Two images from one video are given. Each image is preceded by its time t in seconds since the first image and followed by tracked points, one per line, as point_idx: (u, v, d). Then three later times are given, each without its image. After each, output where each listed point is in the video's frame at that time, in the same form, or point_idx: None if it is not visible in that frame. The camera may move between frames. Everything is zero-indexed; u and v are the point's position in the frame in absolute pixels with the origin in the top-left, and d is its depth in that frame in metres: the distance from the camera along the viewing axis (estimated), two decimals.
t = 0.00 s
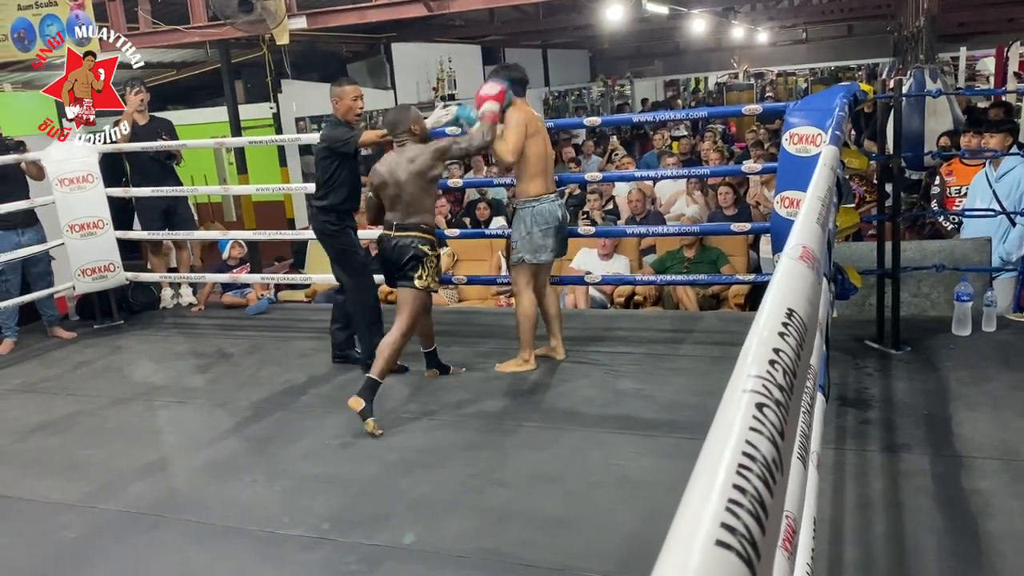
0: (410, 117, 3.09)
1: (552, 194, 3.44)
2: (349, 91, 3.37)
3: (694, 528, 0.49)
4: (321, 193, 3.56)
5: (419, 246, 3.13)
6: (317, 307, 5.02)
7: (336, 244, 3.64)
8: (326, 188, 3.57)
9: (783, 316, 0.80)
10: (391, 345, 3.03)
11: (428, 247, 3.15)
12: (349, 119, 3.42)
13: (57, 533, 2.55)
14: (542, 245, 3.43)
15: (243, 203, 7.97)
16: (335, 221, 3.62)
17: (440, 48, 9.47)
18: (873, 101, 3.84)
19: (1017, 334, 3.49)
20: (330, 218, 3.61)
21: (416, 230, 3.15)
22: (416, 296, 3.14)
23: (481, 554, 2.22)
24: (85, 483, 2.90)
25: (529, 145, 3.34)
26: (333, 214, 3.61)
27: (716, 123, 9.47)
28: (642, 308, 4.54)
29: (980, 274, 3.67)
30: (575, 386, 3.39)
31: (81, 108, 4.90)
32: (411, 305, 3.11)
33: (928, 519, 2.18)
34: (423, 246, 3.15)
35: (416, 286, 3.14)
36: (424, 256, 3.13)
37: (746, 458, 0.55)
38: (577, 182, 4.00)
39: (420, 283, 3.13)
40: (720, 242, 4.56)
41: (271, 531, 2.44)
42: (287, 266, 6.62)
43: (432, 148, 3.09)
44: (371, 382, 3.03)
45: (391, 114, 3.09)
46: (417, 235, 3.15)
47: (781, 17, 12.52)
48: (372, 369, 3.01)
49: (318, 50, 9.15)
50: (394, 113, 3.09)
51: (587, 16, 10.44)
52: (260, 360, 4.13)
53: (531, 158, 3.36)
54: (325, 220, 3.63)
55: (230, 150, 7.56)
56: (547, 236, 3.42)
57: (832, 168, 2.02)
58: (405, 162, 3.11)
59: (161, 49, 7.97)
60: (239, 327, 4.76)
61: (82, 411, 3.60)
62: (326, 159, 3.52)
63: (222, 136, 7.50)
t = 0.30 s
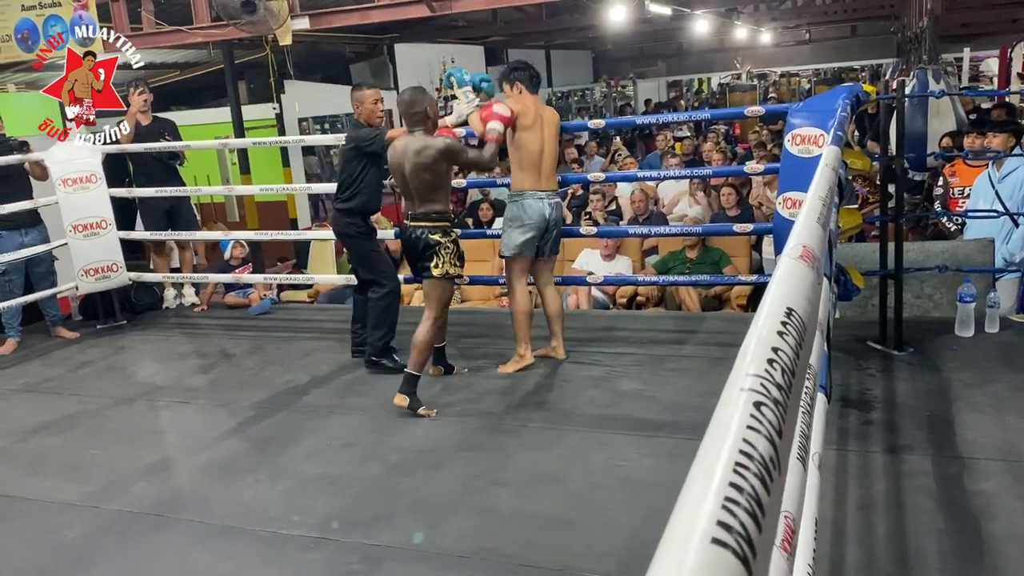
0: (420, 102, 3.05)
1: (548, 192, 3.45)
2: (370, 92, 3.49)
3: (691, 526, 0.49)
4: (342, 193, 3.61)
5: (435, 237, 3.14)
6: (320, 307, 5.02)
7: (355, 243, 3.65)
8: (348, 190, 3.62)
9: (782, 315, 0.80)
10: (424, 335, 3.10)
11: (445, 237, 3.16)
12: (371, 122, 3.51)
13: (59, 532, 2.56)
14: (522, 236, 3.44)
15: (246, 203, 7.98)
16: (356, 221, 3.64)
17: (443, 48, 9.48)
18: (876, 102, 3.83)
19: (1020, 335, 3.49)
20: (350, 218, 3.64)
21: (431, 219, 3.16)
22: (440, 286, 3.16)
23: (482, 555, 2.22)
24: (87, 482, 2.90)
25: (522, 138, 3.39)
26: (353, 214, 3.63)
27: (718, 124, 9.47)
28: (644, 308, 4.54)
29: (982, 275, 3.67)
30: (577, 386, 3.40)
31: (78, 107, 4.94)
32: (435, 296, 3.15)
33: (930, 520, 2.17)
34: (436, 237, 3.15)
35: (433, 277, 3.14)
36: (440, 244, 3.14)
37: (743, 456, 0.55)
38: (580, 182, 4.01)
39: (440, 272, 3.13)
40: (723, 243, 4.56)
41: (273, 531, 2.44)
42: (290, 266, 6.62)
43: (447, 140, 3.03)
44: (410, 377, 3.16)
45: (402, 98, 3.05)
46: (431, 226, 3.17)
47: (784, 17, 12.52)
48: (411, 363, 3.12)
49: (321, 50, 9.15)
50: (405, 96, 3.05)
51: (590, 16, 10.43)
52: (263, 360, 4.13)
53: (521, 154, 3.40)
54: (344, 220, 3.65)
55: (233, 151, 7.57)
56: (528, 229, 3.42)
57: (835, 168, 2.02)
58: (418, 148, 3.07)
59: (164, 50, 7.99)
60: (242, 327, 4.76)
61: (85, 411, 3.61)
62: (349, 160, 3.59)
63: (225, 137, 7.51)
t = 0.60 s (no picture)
0: (432, 118, 2.98)
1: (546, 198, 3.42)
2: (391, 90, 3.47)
3: (689, 527, 0.49)
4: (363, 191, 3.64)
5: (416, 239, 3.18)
6: (324, 307, 5.03)
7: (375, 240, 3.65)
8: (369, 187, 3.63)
9: (783, 318, 0.80)
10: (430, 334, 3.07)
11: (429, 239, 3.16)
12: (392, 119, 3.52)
13: (63, 532, 2.56)
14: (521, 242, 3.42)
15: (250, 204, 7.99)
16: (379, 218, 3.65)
17: (448, 49, 9.49)
18: (880, 103, 3.83)
19: None
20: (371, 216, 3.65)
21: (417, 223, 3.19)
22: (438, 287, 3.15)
23: (485, 556, 2.22)
24: (91, 482, 2.91)
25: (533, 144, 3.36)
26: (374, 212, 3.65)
27: (722, 125, 9.48)
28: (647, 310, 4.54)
29: (986, 277, 3.66)
30: (580, 387, 3.40)
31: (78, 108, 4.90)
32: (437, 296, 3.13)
33: (933, 522, 2.17)
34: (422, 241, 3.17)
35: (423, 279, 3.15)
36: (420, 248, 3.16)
37: (741, 459, 0.55)
38: (584, 183, 4.01)
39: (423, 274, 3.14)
40: (726, 244, 4.55)
41: (278, 532, 2.45)
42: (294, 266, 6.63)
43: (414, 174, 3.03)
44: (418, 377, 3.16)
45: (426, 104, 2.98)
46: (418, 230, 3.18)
47: (788, 18, 12.50)
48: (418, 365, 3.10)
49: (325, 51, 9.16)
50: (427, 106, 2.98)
51: (594, 17, 10.43)
52: (266, 360, 4.14)
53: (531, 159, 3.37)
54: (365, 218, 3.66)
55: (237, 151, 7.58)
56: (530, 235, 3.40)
57: (838, 170, 2.01)
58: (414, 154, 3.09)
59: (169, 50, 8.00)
60: (245, 327, 4.77)
61: (89, 411, 3.62)
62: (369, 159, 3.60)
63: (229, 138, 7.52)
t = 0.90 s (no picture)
0: (409, 139, 2.82)
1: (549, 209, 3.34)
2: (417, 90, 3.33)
3: (696, 526, 0.49)
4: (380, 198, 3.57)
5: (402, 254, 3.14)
6: (329, 307, 5.03)
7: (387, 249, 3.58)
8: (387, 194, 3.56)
9: (789, 318, 0.80)
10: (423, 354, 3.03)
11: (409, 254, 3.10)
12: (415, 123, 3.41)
13: (68, 531, 2.57)
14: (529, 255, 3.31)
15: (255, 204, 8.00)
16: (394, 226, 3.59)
17: (453, 50, 9.50)
18: (886, 104, 3.82)
19: None
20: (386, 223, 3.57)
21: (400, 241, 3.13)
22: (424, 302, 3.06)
23: (488, 556, 2.22)
24: (97, 481, 2.91)
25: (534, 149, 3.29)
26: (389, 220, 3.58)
27: (728, 126, 9.47)
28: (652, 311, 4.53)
29: (992, 278, 3.65)
30: (583, 387, 3.40)
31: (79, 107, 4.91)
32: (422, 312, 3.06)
33: (939, 524, 2.17)
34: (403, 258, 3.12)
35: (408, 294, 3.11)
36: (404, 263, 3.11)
37: (748, 458, 0.55)
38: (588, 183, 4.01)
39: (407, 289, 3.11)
40: (732, 245, 4.54)
41: (281, 531, 2.45)
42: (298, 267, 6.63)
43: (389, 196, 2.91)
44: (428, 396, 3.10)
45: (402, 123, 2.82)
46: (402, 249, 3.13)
47: (793, 19, 12.46)
48: (425, 384, 3.06)
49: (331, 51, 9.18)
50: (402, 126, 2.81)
51: (599, 18, 10.42)
52: (271, 360, 4.14)
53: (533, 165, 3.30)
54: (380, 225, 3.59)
55: (242, 151, 7.59)
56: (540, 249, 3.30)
57: (843, 170, 2.01)
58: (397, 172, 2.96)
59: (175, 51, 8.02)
60: (250, 327, 4.78)
61: (94, 411, 3.62)
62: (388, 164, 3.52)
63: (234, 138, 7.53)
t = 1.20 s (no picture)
0: (387, 105, 2.73)
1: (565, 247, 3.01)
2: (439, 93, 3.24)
3: (710, 532, 0.49)
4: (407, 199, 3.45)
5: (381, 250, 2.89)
6: (337, 308, 5.04)
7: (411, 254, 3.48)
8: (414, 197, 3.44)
9: (801, 323, 0.80)
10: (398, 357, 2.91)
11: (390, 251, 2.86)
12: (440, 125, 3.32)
13: (79, 530, 2.58)
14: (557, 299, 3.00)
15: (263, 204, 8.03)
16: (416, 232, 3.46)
17: (461, 51, 9.51)
18: (895, 106, 3.81)
19: None
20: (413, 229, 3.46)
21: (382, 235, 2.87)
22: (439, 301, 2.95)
23: (496, 557, 2.22)
24: (106, 480, 2.93)
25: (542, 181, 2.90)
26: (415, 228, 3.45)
27: (736, 128, 9.46)
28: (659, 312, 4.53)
29: (1001, 281, 3.65)
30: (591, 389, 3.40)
31: (78, 108, 4.90)
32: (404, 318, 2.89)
33: (947, 527, 2.16)
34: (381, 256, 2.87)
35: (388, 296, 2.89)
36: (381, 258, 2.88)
37: (762, 464, 0.56)
38: (597, 185, 4.01)
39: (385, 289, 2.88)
40: (739, 247, 4.53)
41: (289, 531, 2.46)
42: (306, 267, 6.65)
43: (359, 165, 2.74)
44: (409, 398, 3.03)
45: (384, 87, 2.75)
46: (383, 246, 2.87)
47: (801, 20, 12.40)
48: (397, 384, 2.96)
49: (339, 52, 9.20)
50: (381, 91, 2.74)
51: (608, 19, 10.41)
52: (280, 360, 4.16)
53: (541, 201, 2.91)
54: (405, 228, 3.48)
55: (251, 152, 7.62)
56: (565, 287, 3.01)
57: (852, 172, 2.01)
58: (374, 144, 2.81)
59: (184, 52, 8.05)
60: (258, 327, 4.79)
61: (104, 410, 3.64)
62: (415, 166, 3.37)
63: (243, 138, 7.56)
